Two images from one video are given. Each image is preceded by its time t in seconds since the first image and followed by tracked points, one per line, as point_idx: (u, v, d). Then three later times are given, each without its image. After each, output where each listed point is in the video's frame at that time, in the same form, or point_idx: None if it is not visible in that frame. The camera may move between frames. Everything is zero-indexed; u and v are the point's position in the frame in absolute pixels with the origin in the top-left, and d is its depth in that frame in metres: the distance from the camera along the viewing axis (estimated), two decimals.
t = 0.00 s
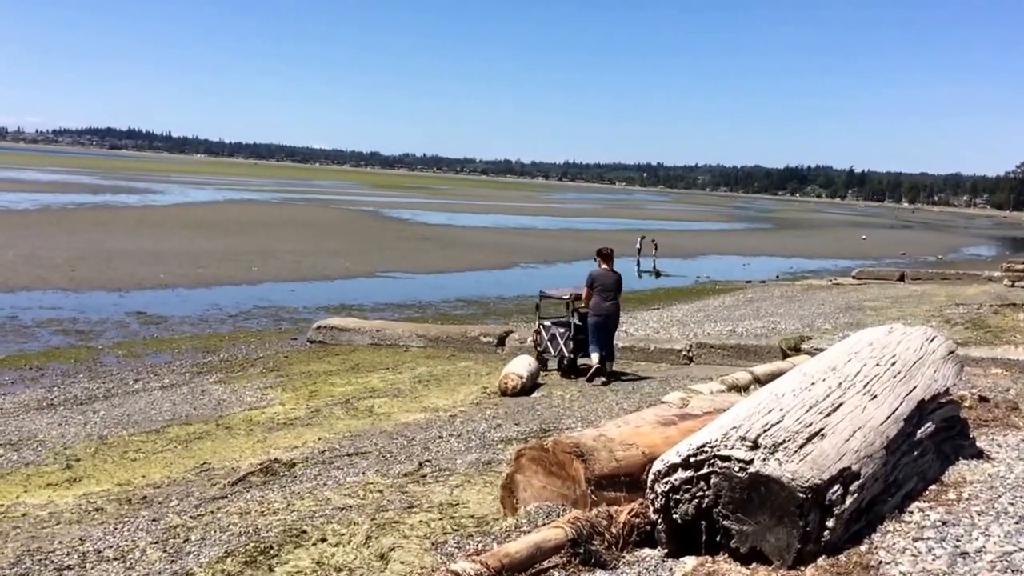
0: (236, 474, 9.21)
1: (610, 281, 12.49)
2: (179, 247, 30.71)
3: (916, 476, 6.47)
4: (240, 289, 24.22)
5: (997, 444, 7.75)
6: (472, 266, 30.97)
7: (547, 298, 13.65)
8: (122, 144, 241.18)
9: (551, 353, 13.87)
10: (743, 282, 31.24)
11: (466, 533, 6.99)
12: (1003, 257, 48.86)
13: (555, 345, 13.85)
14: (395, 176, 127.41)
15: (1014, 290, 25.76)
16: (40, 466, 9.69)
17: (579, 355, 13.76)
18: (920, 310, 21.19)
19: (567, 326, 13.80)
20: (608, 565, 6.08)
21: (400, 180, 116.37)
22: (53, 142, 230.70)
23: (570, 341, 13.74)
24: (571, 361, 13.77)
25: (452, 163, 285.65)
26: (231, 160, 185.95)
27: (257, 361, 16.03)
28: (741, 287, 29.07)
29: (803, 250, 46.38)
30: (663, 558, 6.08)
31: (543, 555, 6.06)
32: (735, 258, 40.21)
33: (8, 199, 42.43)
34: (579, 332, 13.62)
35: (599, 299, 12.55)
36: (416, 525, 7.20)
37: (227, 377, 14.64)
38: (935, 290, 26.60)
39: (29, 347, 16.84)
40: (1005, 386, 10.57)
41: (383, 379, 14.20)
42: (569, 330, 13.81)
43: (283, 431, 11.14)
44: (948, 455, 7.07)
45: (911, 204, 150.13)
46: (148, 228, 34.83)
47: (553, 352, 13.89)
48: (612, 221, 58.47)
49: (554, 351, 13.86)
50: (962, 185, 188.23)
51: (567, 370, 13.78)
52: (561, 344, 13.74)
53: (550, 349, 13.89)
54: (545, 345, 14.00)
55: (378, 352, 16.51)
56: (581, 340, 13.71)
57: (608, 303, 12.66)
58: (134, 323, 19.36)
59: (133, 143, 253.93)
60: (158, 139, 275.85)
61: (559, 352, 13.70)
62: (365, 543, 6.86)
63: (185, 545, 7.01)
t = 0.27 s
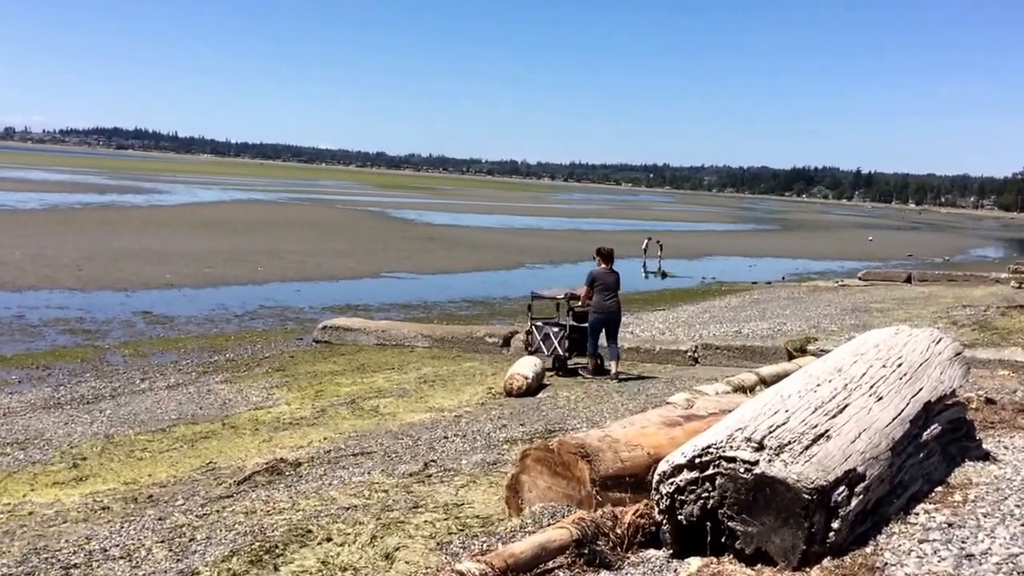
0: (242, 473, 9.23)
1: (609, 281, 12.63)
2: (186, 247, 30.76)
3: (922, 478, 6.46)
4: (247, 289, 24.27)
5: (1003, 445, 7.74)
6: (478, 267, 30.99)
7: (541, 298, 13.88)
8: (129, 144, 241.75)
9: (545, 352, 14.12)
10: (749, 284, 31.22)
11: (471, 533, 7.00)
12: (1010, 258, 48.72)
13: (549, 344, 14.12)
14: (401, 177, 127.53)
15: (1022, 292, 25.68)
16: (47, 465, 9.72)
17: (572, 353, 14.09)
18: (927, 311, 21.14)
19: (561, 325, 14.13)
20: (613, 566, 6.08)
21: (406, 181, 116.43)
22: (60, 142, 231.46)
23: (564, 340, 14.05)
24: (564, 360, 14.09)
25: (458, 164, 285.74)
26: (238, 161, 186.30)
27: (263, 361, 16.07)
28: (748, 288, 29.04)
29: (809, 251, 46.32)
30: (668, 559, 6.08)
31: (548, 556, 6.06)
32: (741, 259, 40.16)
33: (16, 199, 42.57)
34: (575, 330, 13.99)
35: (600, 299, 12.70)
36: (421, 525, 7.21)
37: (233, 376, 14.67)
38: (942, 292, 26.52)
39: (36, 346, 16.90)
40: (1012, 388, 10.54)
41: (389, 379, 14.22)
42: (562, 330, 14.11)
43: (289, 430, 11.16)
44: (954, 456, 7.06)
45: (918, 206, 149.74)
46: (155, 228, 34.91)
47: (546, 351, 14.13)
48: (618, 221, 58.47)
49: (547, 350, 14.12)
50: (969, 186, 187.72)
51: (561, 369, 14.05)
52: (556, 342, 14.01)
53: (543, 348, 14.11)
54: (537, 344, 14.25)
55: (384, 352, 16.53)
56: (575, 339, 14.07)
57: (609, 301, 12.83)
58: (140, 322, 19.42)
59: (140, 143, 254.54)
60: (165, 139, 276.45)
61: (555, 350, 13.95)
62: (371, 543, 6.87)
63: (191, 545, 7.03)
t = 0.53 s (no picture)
0: (250, 473, 9.26)
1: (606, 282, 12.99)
2: (195, 246, 30.85)
3: (931, 480, 6.45)
4: (256, 289, 24.33)
5: (1013, 447, 7.71)
6: (486, 267, 31.00)
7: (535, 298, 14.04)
8: (139, 144, 242.67)
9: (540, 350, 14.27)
10: (757, 284, 31.15)
11: (479, 533, 7.00)
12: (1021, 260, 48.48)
13: (544, 342, 14.25)
14: (410, 178, 127.69)
15: None
16: (56, 463, 9.77)
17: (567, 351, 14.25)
18: (936, 313, 21.06)
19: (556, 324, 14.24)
20: (621, 566, 6.09)
21: (415, 181, 116.57)
22: (71, 141, 232.50)
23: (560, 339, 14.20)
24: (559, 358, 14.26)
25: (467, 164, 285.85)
26: (247, 161, 186.81)
27: (271, 360, 16.12)
28: (756, 289, 28.97)
29: (817, 252, 46.19)
30: (676, 560, 6.09)
31: (556, 556, 6.06)
32: (750, 260, 40.08)
33: (26, 198, 42.77)
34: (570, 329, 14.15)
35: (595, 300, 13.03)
36: (430, 525, 7.22)
37: (241, 376, 14.72)
38: (952, 293, 26.41)
39: (45, 345, 16.98)
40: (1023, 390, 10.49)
41: (397, 379, 14.24)
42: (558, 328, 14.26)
43: (297, 430, 11.19)
44: (963, 458, 7.04)
45: (927, 207, 149.19)
46: (165, 228, 35.03)
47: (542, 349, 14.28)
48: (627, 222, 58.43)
49: (543, 348, 14.26)
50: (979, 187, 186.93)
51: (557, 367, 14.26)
52: (552, 341, 14.14)
53: (538, 347, 14.26)
54: (533, 342, 14.39)
55: (392, 352, 16.56)
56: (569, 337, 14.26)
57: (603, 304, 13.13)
58: (150, 322, 19.49)
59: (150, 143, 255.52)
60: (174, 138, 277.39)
61: (551, 348, 14.10)
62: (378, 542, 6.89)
63: (199, 544, 7.05)
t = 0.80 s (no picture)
0: (261, 472, 9.30)
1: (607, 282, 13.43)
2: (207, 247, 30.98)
3: (942, 482, 6.43)
4: (268, 289, 24.44)
5: None
6: (497, 267, 31.03)
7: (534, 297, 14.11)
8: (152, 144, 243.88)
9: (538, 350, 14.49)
10: (769, 285, 31.06)
11: (489, 533, 7.03)
12: None
13: (542, 342, 14.46)
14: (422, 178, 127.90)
15: None
16: (68, 462, 9.84)
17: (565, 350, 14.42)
18: (949, 314, 20.97)
19: (554, 324, 14.44)
20: (632, 567, 6.10)
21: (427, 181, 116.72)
22: (85, 142, 233.85)
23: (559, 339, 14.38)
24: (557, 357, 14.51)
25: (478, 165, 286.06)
26: (260, 162, 187.47)
27: (282, 360, 16.18)
28: (768, 291, 28.91)
29: (829, 253, 46.03)
30: (686, 561, 6.09)
31: (566, 557, 6.08)
32: (761, 261, 39.99)
33: (39, 198, 43.03)
34: (568, 329, 14.25)
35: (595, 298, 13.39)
36: (440, 525, 7.25)
37: (253, 376, 14.79)
38: (965, 295, 26.30)
39: (58, 345, 17.09)
40: None
41: (408, 379, 14.28)
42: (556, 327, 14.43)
43: (309, 430, 11.23)
44: (974, 460, 7.02)
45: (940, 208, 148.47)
46: (177, 228, 35.21)
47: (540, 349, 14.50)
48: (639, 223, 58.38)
49: (541, 348, 14.48)
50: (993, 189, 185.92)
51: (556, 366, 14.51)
52: (550, 341, 14.34)
53: (535, 347, 14.48)
54: (530, 342, 14.58)
55: (403, 352, 16.60)
56: (569, 336, 14.33)
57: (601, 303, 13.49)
58: (162, 322, 19.59)
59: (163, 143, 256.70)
60: (187, 139, 278.41)
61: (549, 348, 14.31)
62: (389, 542, 6.92)
63: (210, 543, 7.10)
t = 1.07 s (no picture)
0: (275, 472, 9.36)
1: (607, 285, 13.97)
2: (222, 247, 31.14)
3: (957, 483, 6.42)
4: (282, 289, 24.56)
5: None
6: (510, 268, 31.05)
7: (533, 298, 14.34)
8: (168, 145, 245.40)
9: (536, 350, 14.71)
10: (783, 287, 30.96)
11: (503, 534, 7.05)
12: None
13: (540, 342, 14.69)
14: (435, 179, 127.98)
15: None
16: (83, 462, 9.93)
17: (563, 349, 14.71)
18: (964, 316, 20.87)
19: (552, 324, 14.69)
20: (645, 568, 6.12)
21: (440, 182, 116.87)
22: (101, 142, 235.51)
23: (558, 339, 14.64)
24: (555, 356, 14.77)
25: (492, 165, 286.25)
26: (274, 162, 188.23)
27: (297, 360, 16.25)
28: (782, 292, 28.80)
29: (844, 255, 45.81)
30: (700, 562, 6.10)
31: (580, 557, 6.09)
32: (776, 262, 39.86)
33: (55, 198, 43.34)
34: (567, 329, 14.53)
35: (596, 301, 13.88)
36: (454, 525, 7.28)
37: (267, 375, 14.86)
38: (981, 296, 26.13)
39: (74, 344, 17.23)
40: None
41: (422, 379, 14.32)
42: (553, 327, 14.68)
43: (322, 430, 11.29)
44: (989, 462, 7.00)
45: (956, 209, 147.52)
46: (192, 228, 35.41)
47: (538, 348, 14.72)
48: (653, 224, 58.28)
49: (539, 347, 14.70)
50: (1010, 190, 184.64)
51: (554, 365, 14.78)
52: (549, 341, 14.58)
53: (533, 347, 14.68)
54: (527, 342, 14.78)
55: (417, 353, 16.65)
56: (567, 336, 14.63)
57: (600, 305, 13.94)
58: (177, 321, 19.71)
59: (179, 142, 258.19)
60: (203, 139, 279.64)
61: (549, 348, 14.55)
62: (403, 542, 6.96)
63: (224, 542, 7.15)
